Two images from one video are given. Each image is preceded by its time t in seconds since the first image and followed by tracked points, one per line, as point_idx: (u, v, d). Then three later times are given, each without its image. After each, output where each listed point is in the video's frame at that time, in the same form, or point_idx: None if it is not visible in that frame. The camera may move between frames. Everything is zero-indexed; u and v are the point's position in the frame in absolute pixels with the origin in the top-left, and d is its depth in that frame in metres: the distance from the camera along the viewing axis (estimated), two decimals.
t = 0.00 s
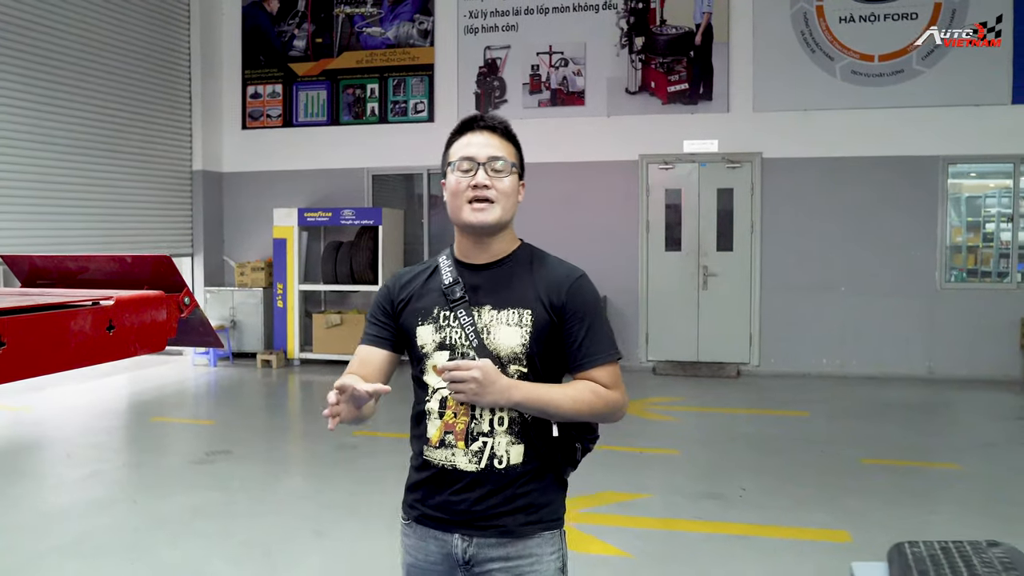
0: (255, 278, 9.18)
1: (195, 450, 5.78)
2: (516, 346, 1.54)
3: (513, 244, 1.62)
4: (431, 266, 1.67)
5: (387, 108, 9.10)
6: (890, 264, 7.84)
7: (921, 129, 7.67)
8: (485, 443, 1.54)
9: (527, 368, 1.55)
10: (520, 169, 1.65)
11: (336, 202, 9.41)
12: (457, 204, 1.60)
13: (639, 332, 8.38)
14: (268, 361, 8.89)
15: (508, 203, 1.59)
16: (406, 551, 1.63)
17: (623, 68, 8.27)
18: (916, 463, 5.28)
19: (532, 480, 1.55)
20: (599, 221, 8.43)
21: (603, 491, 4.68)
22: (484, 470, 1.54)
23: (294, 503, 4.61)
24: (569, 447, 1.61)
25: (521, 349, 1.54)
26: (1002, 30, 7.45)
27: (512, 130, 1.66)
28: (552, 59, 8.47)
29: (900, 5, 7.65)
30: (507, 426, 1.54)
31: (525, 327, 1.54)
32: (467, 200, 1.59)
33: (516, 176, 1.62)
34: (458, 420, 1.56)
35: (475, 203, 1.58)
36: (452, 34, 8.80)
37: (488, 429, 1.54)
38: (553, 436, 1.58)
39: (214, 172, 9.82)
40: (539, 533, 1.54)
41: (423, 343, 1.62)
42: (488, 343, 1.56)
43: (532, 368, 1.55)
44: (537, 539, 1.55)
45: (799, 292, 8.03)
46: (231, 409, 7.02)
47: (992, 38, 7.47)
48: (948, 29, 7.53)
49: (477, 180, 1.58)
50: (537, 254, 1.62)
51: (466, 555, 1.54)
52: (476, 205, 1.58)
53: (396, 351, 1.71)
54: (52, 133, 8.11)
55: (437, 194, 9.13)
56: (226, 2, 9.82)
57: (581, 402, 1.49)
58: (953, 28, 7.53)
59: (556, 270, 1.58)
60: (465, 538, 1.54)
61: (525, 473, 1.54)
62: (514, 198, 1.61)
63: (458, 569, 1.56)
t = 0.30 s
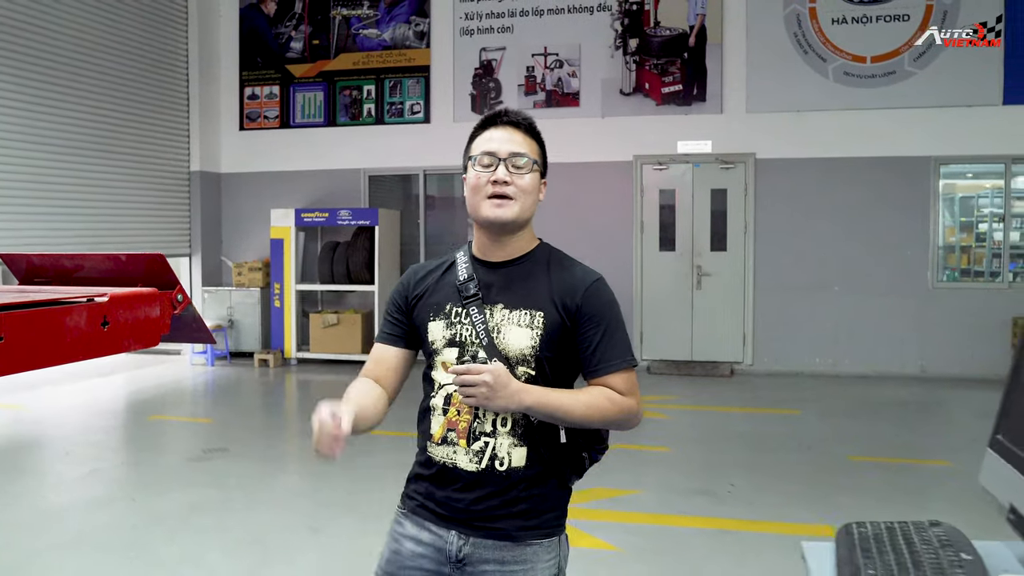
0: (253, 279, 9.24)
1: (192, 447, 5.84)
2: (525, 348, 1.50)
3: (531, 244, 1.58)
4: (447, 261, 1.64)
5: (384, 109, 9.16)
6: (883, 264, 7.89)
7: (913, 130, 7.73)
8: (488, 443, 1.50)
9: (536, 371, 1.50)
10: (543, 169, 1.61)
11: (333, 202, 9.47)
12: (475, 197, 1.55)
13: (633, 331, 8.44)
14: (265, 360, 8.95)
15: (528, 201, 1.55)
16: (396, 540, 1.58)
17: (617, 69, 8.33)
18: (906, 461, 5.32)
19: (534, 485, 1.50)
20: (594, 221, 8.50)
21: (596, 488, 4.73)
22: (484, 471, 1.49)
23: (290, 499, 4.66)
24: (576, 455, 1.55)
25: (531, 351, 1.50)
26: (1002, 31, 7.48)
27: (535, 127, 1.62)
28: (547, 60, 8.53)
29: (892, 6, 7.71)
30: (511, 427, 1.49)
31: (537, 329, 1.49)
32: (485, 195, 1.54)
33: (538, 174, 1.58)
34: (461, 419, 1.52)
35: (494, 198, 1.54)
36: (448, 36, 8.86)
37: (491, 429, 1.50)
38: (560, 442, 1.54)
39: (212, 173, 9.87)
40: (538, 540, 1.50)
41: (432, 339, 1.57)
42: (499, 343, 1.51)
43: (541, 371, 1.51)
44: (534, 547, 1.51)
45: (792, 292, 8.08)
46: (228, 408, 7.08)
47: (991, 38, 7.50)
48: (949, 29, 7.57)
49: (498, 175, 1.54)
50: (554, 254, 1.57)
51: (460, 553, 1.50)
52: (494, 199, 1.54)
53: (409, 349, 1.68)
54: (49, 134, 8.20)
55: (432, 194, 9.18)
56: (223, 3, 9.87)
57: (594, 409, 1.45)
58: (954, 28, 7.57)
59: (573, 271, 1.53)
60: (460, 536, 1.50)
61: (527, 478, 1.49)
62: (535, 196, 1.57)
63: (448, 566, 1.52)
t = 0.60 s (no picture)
0: (250, 277, 9.29)
1: (189, 444, 5.89)
2: (531, 352, 1.53)
3: (534, 244, 1.59)
4: (446, 256, 1.63)
5: (381, 109, 9.21)
6: (876, 263, 7.95)
7: (906, 130, 7.78)
8: (483, 444, 1.53)
9: (538, 375, 1.54)
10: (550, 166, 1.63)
11: (331, 202, 9.52)
12: (481, 194, 1.56)
13: (629, 330, 8.49)
14: (263, 359, 9.00)
15: (534, 199, 1.56)
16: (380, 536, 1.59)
17: (613, 69, 8.38)
18: (895, 458, 5.38)
19: (524, 484, 1.55)
20: (589, 220, 8.55)
21: (589, 484, 4.79)
22: (477, 471, 1.53)
23: (285, 495, 4.72)
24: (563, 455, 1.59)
25: (536, 355, 1.54)
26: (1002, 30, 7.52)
27: (542, 125, 1.63)
28: (543, 61, 8.58)
29: (885, 7, 7.76)
30: (506, 429, 1.53)
31: (543, 334, 1.53)
32: (493, 192, 1.55)
33: (545, 172, 1.59)
34: (458, 418, 1.55)
35: (502, 195, 1.54)
36: (445, 36, 8.91)
37: (487, 430, 1.53)
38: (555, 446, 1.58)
39: (210, 172, 9.93)
40: (527, 536, 1.56)
41: (432, 336, 1.57)
42: (503, 345, 1.53)
43: (543, 375, 1.55)
44: (522, 541, 1.56)
45: (786, 291, 8.14)
46: (226, 405, 7.13)
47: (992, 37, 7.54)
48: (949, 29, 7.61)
49: (506, 173, 1.54)
50: (556, 257, 1.60)
51: (449, 549, 1.54)
52: (501, 196, 1.54)
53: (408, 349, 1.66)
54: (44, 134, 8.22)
55: (430, 194, 9.22)
56: (221, 3, 9.91)
57: (598, 413, 1.53)
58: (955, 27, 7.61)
59: (577, 276, 1.58)
60: (450, 533, 1.54)
61: (518, 478, 1.54)
62: (540, 194, 1.59)
63: (437, 562, 1.56)
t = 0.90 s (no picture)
0: (250, 277, 9.33)
1: (189, 442, 5.94)
2: (515, 351, 1.57)
3: (510, 245, 1.62)
4: (421, 258, 1.63)
5: (380, 110, 9.26)
6: (872, 263, 7.99)
7: (901, 131, 7.83)
8: (476, 444, 1.55)
9: (523, 372, 1.58)
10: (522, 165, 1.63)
11: (330, 202, 9.57)
12: (455, 197, 1.57)
13: (626, 329, 8.56)
14: (263, 358, 9.06)
15: (508, 199, 1.57)
16: (372, 540, 1.58)
17: (610, 71, 8.43)
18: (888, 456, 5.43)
19: (516, 480, 1.59)
20: (587, 220, 8.60)
21: (584, 482, 4.84)
22: (473, 470, 1.55)
23: (284, 492, 4.78)
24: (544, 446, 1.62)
25: (521, 354, 1.57)
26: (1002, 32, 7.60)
27: (512, 125, 1.64)
28: (541, 62, 8.64)
29: (880, 9, 7.80)
30: (497, 428, 1.56)
31: (527, 332, 1.57)
32: (467, 195, 1.55)
33: (518, 172, 1.60)
34: (449, 421, 1.55)
35: (475, 197, 1.55)
36: (443, 38, 8.96)
37: (479, 431, 1.55)
38: (541, 438, 1.62)
39: (210, 172, 9.98)
40: (521, 531, 1.60)
41: (415, 340, 1.58)
42: (488, 345, 1.56)
43: (528, 372, 1.59)
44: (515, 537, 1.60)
45: (782, 290, 8.19)
46: (226, 404, 7.18)
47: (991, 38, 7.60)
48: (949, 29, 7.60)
49: (479, 175, 1.55)
50: (533, 256, 1.63)
51: (447, 550, 1.55)
52: (476, 199, 1.55)
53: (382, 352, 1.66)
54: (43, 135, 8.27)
55: (429, 194, 9.27)
56: (222, 5, 9.97)
57: (588, 403, 1.59)
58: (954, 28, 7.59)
59: (556, 274, 1.62)
60: (447, 534, 1.55)
61: (510, 474, 1.58)
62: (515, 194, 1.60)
63: (432, 563, 1.57)
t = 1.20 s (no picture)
0: (253, 277, 9.41)
1: (193, 439, 6.00)
2: (475, 346, 1.52)
3: (456, 242, 1.56)
4: (369, 264, 1.55)
5: (381, 112, 9.33)
6: (869, 263, 8.05)
7: (899, 132, 7.88)
8: (445, 442, 1.49)
9: (484, 366, 1.53)
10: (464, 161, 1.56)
11: (331, 203, 9.63)
12: (397, 200, 1.50)
13: (626, 329, 8.63)
14: (265, 357, 9.13)
15: (451, 198, 1.51)
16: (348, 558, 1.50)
17: (610, 73, 8.49)
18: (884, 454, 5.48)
19: (487, 475, 1.53)
20: (586, 221, 8.67)
21: (582, 479, 4.89)
22: (444, 469, 1.49)
23: (286, 488, 4.84)
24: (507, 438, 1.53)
25: (481, 348, 1.52)
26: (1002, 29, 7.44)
27: (450, 124, 1.56)
28: (541, 64, 8.71)
29: (877, 11, 7.84)
30: (464, 424, 1.50)
31: (484, 325, 1.52)
32: (409, 197, 1.49)
33: (458, 170, 1.52)
34: (416, 421, 1.48)
35: (418, 200, 1.49)
36: (444, 40, 9.03)
37: (446, 428, 1.49)
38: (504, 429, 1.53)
39: (213, 173, 10.05)
40: (495, 527, 1.54)
41: (372, 345, 1.50)
42: (447, 342, 1.51)
43: (488, 365, 1.54)
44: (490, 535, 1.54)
45: (780, 291, 8.24)
46: (229, 403, 7.24)
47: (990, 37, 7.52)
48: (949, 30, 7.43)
49: (419, 177, 1.48)
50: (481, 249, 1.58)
51: (424, 557, 1.48)
52: (418, 201, 1.49)
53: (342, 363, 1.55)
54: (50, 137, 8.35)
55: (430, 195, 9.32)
56: (224, 8, 10.05)
57: (544, 392, 1.58)
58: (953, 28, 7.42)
59: (506, 265, 1.58)
60: (422, 540, 1.48)
61: (482, 468, 1.52)
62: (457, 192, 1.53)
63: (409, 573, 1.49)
